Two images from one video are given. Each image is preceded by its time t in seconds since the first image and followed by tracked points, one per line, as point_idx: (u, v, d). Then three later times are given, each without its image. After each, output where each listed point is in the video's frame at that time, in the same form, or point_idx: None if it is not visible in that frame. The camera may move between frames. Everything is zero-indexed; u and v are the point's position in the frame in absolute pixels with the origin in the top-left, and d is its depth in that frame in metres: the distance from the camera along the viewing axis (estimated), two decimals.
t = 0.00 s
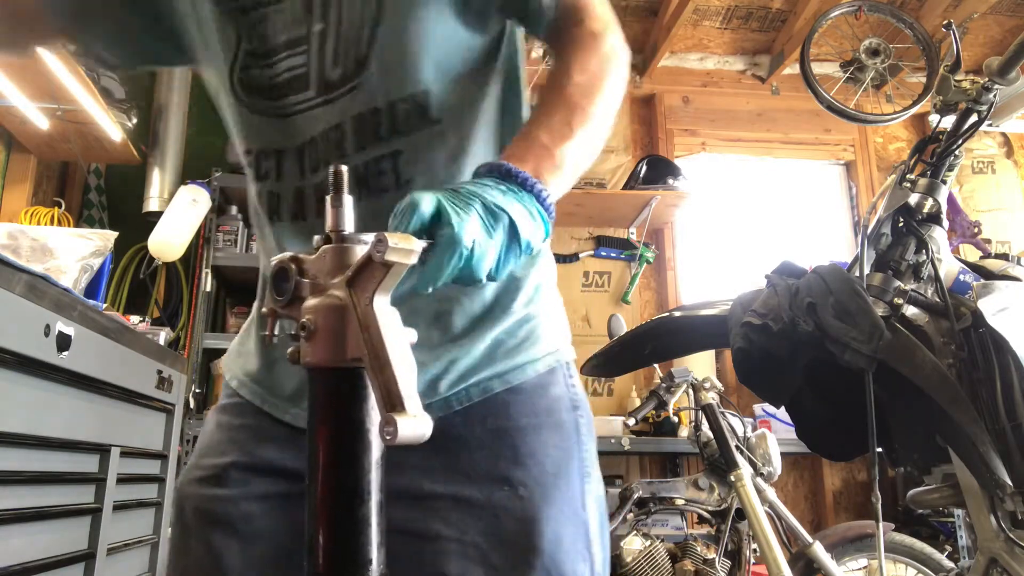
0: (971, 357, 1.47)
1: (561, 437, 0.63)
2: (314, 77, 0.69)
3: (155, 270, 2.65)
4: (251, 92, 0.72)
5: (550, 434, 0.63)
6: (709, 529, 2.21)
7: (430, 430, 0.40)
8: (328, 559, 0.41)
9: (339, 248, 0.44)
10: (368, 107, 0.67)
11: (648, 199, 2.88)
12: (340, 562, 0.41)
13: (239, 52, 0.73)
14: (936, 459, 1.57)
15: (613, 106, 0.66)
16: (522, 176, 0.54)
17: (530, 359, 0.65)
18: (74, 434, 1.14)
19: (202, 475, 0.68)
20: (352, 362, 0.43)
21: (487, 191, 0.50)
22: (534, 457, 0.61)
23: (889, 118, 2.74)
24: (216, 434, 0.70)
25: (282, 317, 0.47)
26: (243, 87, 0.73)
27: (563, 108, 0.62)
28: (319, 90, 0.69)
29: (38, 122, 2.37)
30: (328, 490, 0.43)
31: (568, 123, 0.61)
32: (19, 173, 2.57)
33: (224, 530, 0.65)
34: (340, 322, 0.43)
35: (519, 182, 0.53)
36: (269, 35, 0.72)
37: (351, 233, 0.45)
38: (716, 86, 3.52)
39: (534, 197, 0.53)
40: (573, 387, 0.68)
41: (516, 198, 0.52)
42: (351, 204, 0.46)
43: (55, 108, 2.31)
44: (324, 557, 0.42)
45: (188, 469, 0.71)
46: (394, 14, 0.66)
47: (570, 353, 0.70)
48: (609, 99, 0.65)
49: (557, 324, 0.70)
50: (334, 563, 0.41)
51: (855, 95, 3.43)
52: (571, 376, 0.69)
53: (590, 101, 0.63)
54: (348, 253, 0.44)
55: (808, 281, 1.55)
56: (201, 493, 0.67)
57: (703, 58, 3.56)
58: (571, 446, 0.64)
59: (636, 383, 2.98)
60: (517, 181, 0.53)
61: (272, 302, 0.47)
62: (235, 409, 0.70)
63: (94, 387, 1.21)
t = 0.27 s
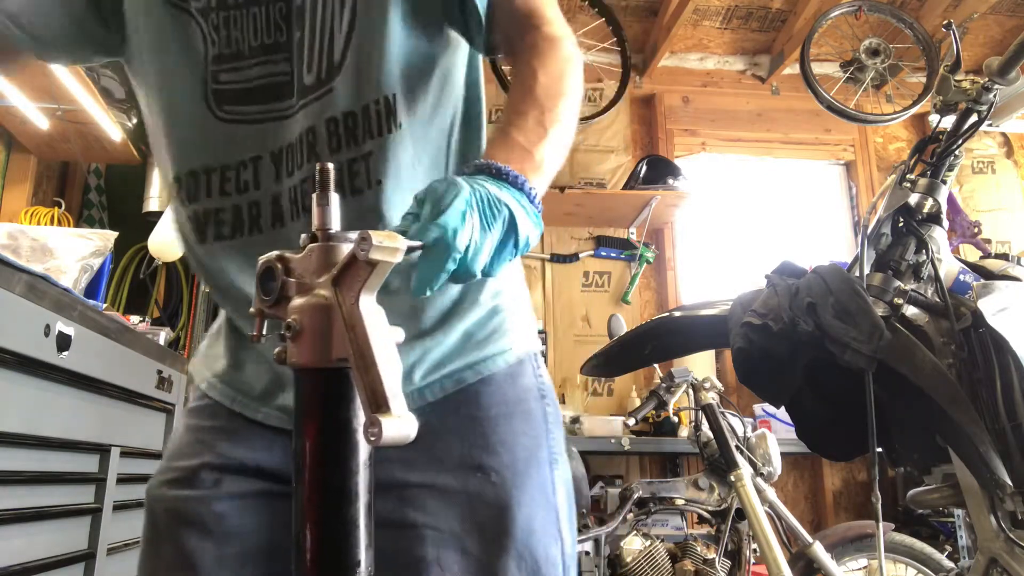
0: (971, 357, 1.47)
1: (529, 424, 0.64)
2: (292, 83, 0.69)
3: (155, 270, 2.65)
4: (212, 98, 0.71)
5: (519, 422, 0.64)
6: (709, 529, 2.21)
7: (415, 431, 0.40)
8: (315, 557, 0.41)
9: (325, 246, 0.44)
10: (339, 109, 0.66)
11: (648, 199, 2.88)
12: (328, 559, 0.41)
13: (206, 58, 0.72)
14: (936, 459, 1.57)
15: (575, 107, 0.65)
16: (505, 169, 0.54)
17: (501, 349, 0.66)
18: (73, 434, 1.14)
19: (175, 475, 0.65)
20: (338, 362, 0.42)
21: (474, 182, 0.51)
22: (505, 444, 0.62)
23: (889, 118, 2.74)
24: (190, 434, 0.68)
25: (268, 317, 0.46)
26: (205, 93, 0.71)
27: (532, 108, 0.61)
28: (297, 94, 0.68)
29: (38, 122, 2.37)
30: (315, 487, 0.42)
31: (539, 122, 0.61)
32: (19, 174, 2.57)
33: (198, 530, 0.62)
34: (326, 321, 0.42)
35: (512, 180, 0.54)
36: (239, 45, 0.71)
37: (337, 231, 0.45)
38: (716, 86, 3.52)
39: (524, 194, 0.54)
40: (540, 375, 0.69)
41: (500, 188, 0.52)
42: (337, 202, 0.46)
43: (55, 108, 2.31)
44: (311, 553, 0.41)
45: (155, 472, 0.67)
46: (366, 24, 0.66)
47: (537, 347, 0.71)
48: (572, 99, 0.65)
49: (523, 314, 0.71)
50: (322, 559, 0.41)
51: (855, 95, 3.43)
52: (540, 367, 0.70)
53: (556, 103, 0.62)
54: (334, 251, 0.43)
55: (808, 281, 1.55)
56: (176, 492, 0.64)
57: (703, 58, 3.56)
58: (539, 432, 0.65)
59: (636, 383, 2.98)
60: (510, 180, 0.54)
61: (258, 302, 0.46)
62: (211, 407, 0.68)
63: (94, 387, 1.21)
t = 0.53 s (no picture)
0: (971, 357, 1.47)
1: (530, 422, 0.65)
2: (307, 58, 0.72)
3: (155, 270, 2.65)
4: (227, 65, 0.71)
5: (522, 419, 0.64)
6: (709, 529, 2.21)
7: (411, 428, 0.40)
8: (317, 556, 0.41)
9: (324, 252, 0.44)
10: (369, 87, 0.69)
11: (648, 200, 2.87)
12: (329, 558, 0.41)
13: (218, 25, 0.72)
14: (936, 459, 1.57)
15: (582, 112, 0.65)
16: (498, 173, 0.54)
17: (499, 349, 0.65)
18: (73, 434, 1.14)
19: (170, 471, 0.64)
20: (338, 363, 0.43)
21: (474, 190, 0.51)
22: (510, 441, 0.63)
23: (889, 118, 2.74)
24: (183, 432, 0.66)
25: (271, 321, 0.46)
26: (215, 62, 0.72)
27: (538, 113, 0.62)
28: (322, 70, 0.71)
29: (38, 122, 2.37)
30: (316, 486, 0.43)
31: (546, 130, 0.61)
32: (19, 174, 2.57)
33: (197, 531, 0.61)
34: (325, 324, 0.43)
35: (509, 184, 0.54)
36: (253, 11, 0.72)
37: (337, 236, 0.45)
38: (716, 87, 3.53)
39: (521, 199, 0.54)
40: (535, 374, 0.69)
41: (498, 194, 0.53)
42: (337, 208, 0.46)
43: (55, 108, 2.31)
44: (312, 551, 0.42)
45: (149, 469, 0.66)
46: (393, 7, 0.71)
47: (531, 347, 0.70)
48: (579, 108, 0.65)
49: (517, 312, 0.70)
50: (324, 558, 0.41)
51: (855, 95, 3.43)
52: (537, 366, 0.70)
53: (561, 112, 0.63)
54: (333, 256, 0.44)
55: (808, 281, 1.55)
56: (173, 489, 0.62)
57: (703, 58, 3.56)
58: (538, 430, 0.65)
59: (636, 383, 2.98)
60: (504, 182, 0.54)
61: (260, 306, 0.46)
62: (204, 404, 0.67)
63: (94, 387, 1.21)
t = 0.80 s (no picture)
0: (971, 357, 1.47)
1: (599, 435, 0.62)
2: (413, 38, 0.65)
3: (155, 270, 2.65)
4: (330, 25, 0.63)
5: (590, 431, 0.61)
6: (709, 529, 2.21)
7: (399, 426, 0.38)
8: (314, 566, 0.39)
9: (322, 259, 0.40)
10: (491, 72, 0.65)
11: (648, 199, 2.87)
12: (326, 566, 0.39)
13: None
14: (936, 459, 1.57)
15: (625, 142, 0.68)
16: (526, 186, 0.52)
17: (564, 362, 0.62)
18: (74, 434, 1.14)
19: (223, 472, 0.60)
20: (331, 365, 0.39)
21: (487, 202, 0.49)
22: (580, 453, 0.59)
23: (889, 118, 2.74)
24: (238, 428, 0.61)
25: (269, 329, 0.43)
26: (313, 20, 0.64)
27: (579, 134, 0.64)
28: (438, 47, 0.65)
29: (38, 122, 2.37)
30: (316, 493, 0.40)
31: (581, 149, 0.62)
32: (19, 174, 2.57)
33: (252, 534, 0.57)
34: (320, 330, 0.39)
35: (525, 195, 0.52)
36: None
37: (337, 243, 0.41)
38: (716, 86, 3.53)
39: (535, 210, 0.52)
40: (600, 393, 0.66)
41: (512, 206, 0.51)
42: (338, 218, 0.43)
43: (55, 107, 2.31)
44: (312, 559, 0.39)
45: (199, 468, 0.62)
46: None
47: (598, 363, 0.68)
48: (621, 139, 0.67)
49: (582, 331, 0.67)
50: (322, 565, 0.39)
51: (855, 95, 3.43)
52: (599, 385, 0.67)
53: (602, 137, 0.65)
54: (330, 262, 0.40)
55: (808, 281, 1.55)
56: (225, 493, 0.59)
57: (703, 58, 3.56)
58: (605, 446, 0.62)
59: (636, 383, 2.98)
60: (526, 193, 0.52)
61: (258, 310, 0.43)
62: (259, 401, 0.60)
63: (94, 387, 1.21)
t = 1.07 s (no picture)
0: (971, 357, 1.47)
1: (642, 432, 0.65)
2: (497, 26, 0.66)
3: (155, 270, 2.65)
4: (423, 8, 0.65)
5: (635, 429, 0.65)
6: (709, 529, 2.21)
7: (446, 424, 0.37)
8: (363, 563, 0.39)
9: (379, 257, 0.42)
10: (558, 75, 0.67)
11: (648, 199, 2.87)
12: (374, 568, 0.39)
13: None
14: (936, 459, 1.57)
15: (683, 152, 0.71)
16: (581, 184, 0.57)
17: (609, 359, 0.65)
18: (73, 434, 1.14)
19: (270, 473, 0.61)
20: (383, 364, 0.40)
21: (546, 208, 0.52)
22: (628, 451, 0.62)
23: (889, 118, 2.74)
24: (285, 427, 0.62)
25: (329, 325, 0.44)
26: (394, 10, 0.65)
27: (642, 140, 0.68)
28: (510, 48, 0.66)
29: (38, 122, 2.38)
30: (368, 493, 0.40)
31: (643, 156, 0.66)
32: (19, 174, 2.57)
33: (303, 539, 0.59)
34: (373, 329, 0.41)
35: (584, 198, 0.57)
36: None
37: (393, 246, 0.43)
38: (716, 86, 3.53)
39: (595, 214, 0.57)
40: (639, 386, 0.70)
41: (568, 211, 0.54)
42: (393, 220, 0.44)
43: (55, 108, 2.32)
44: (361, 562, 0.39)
45: (240, 466, 0.63)
46: None
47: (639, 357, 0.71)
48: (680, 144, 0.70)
49: (625, 326, 0.70)
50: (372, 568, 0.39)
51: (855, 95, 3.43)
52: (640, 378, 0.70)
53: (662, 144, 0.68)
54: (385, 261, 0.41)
55: (808, 281, 1.55)
56: (274, 495, 0.60)
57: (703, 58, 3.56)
58: (647, 444, 0.65)
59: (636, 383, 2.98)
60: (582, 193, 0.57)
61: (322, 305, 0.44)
62: (306, 399, 0.62)
63: (94, 387, 1.21)
